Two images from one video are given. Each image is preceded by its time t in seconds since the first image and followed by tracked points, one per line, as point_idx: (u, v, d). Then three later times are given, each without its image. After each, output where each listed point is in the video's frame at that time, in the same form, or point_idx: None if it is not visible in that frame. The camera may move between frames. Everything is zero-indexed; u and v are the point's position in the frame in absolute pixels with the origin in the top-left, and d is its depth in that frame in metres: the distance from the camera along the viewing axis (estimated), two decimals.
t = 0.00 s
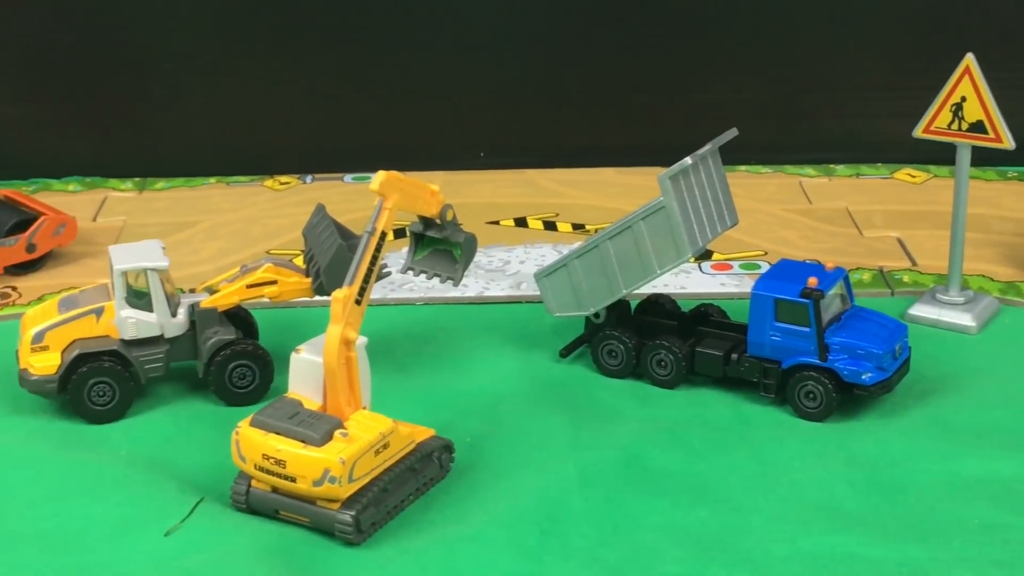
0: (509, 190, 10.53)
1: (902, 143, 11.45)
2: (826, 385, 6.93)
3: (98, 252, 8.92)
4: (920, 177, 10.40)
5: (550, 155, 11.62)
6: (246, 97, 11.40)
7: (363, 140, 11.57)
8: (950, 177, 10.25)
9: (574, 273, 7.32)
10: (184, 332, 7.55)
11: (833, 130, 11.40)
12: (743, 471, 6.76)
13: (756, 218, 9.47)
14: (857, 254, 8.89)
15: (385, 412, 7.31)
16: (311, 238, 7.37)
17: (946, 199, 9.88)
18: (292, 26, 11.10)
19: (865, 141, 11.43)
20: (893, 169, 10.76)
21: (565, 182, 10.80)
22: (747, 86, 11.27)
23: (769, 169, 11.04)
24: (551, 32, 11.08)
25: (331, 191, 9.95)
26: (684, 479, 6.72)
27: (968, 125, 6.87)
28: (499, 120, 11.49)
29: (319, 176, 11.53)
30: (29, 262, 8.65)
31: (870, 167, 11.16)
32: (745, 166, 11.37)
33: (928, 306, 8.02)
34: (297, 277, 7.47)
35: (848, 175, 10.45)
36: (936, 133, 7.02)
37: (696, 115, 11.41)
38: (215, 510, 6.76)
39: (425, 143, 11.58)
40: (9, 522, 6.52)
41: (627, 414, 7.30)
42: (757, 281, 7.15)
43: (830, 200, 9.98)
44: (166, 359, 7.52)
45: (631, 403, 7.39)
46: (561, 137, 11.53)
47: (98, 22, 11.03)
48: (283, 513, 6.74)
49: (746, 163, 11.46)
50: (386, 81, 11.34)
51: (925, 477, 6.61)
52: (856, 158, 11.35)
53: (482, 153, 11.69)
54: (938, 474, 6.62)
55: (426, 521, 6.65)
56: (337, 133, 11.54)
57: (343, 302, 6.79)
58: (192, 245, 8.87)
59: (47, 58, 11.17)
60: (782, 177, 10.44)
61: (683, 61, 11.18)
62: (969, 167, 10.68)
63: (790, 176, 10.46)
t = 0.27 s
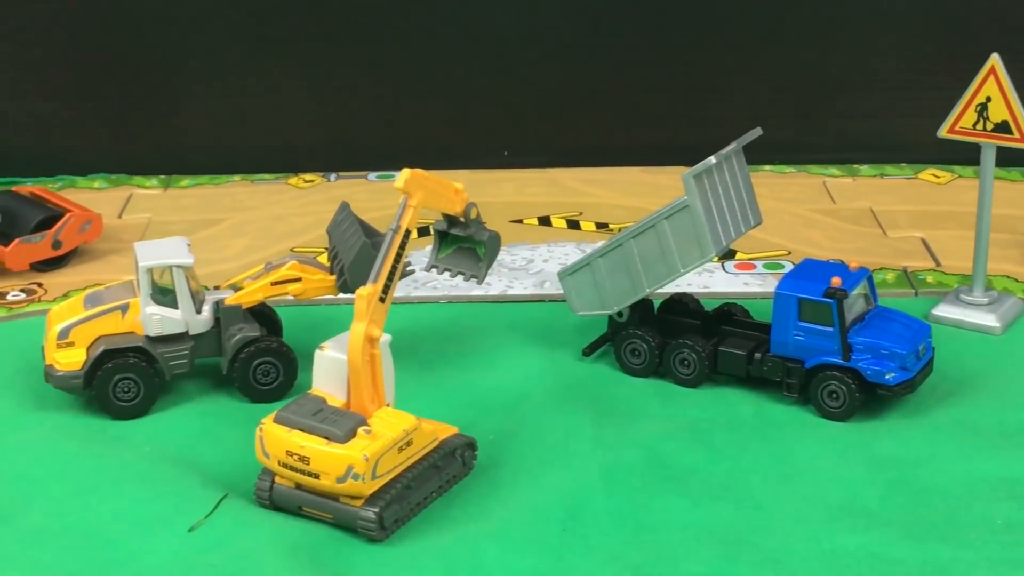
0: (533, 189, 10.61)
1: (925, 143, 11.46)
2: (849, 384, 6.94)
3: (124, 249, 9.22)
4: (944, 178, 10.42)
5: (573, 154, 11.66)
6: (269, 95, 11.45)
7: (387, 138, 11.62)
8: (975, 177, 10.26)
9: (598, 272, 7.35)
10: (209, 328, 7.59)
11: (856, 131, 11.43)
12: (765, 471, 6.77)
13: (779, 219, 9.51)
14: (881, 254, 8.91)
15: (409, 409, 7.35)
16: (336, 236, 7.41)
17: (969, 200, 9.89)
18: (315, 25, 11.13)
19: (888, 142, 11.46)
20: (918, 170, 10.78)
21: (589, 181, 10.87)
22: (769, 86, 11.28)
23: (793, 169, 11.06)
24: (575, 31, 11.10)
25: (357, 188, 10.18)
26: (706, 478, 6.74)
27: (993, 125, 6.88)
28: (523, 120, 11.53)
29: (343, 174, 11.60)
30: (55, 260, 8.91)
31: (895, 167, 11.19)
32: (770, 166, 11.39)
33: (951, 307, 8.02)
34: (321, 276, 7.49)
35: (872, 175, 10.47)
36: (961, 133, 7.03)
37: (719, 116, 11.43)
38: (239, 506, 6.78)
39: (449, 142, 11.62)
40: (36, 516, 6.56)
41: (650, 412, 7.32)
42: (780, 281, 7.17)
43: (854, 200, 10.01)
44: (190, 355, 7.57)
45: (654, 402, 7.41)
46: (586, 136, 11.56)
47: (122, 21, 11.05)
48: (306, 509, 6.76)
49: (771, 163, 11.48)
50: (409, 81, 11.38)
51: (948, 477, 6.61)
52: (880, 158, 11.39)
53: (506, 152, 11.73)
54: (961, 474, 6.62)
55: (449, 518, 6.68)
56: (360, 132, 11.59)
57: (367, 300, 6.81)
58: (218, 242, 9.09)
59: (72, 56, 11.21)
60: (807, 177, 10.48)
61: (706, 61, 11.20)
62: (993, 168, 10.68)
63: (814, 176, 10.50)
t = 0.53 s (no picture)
0: (556, 188, 10.69)
1: (948, 144, 11.48)
2: (872, 385, 6.95)
3: (148, 246, 9.55)
4: (969, 179, 10.45)
5: (596, 155, 11.71)
6: (291, 95, 11.51)
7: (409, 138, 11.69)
8: (999, 178, 10.29)
9: (621, 271, 7.38)
10: (233, 325, 7.63)
11: (878, 131, 11.47)
12: (788, 470, 6.77)
13: (802, 219, 9.56)
14: (904, 254, 8.93)
15: (433, 407, 7.38)
16: (359, 234, 7.46)
17: (992, 200, 9.91)
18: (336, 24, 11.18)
19: (911, 142, 11.49)
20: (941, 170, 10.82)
21: (613, 181, 10.96)
22: (789, 87, 11.32)
23: (816, 169, 11.11)
24: (596, 31, 11.14)
25: (380, 188, 10.43)
26: (729, 477, 6.75)
27: (1017, 125, 6.89)
28: (546, 120, 11.57)
29: (366, 173, 11.68)
30: (80, 257, 9.20)
31: (918, 167, 11.22)
32: (795, 166, 11.44)
33: (975, 308, 8.01)
34: (346, 273, 7.53)
35: (896, 176, 10.50)
36: (984, 134, 7.04)
37: (740, 117, 11.46)
38: (262, 503, 6.79)
39: (471, 142, 11.68)
40: (60, 511, 6.59)
41: (672, 412, 7.34)
42: (804, 281, 7.19)
43: (878, 200, 10.05)
44: (214, 352, 7.60)
45: (676, 402, 7.44)
46: (609, 136, 11.61)
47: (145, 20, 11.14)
48: (329, 506, 6.76)
49: (795, 163, 11.51)
50: (431, 81, 11.44)
51: (971, 478, 6.60)
52: (904, 158, 11.43)
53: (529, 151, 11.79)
54: (984, 475, 6.61)
55: (472, 516, 6.69)
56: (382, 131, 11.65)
57: (389, 298, 6.74)
58: (242, 241, 9.33)
59: (95, 55, 11.31)
60: (830, 178, 10.52)
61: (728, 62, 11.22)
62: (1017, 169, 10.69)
63: (838, 176, 10.55)
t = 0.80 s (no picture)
0: (577, 187, 10.74)
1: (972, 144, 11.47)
2: (894, 384, 6.97)
3: (172, 243, 9.63)
4: (992, 179, 10.47)
5: (616, 154, 11.74)
6: (312, 93, 11.56)
7: (430, 136, 11.73)
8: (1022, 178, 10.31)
9: (643, 269, 7.41)
10: (255, 322, 7.67)
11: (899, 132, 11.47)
12: (809, 470, 6.79)
13: (824, 219, 9.59)
14: (926, 253, 8.94)
15: (456, 405, 7.42)
16: (381, 231, 7.49)
17: (1015, 200, 9.93)
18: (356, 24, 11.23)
19: (933, 142, 11.49)
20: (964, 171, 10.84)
21: (635, 179, 10.99)
22: (809, 87, 11.33)
23: (838, 169, 11.16)
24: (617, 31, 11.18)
25: (403, 186, 10.53)
26: (750, 477, 6.76)
27: None
28: (567, 120, 11.61)
29: (388, 170, 11.75)
30: (104, 253, 9.29)
31: (941, 167, 11.24)
32: (817, 165, 11.46)
33: (997, 309, 8.01)
34: (368, 270, 7.57)
35: (919, 175, 10.51)
36: (1007, 134, 7.06)
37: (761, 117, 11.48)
38: (284, 499, 6.82)
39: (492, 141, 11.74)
40: (84, 506, 6.63)
41: (694, 411, 7.36)
42: (826, 280, 7.21)
43: (901, 199, 10.07)
44: (236, 349, 7.65)
45: (697, 401, 7.46)
46: (631, 134, 11.64)
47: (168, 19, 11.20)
48: (351, 503, 6.78)
49: (818, 163, 11.51)
50: (450, 80, 11.49)
51: (992, 479, 6.60)
52: (927, 158, 11.42)
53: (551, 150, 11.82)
54: (1006, 476, 6.61)
55: (493, 514, 6.70)
56: (404, 130, 11.70)
57: (412, 296, 6.80)
58: (264, 239, 9.43)
59: (117, 54, 11.37)
60: (853, 177, 10.55)
61: (748, 63, 11.24)
62: None
63: (861, 176, 10.58)
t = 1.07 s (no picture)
0: (599, 187, 10.83)
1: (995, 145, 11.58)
2: (916, 384, 6.97)
3: (194, 241, 9.72)
4: (1014, 180, 10.49)
5: (639, 153, 11.86)
6: (337, 93, 11.71)
7: (452, 137, 11.86)
8: None
9: (664, 269, 7.43)
10: (278, 320, 7.71)
11: (922, 133, 11.58)
12: (831, 470, 6.79)
13: (846, 219, 9.63)
14: (948, 254, 8.95)
15: (478, 404, 7.46)
16: (404, 230, 7.49)
17: None
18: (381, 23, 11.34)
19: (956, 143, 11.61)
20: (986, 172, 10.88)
21: (657, 180, 11.07)
22: (828, 88, 11.44)
23: (861, 169, 11.27)
24: (639, 33, 11.30)
25: (424, 186, 10.64)
26: (771, 476, 6.76)
27: None
28: (590, 118, 11.73)
29: (411, 169, 11.88)
30: (127, 251, 9.39)
31: (964, 168, 11.35)
32: (839, 166, 11.58)
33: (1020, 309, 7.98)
34: (390, 269, 7.59)
35: (941, 176, 10.57)
36: None
37: (782, 117, 11.58)
38: (305, 496, 6.83)
39: (515, 140, 11.86)
40: (107, 502, 6.67)
41: (715, 411, 7.38)
42: (847, 281, 7.23)
43: (924, 200, 10.09)
44: (258, 347, 7.69)
45: (719, 400, 7.48)
46: (654, 135, 11.76)
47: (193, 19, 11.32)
48: (372, 500, 6.77)
49: (840, 163, 11.62)
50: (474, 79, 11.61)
51: (1014, 480, 6.59)
52: (950, 158, 11.54)
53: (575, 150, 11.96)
54: None
55: (514, 512, 6.70)
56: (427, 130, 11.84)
57: (434, 294, 6.80)
58: (286, 237, 9.53)
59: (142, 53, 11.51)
60: (876, 178, 10.63)
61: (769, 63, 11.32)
62: None
63: (883, 177, 10.64)
